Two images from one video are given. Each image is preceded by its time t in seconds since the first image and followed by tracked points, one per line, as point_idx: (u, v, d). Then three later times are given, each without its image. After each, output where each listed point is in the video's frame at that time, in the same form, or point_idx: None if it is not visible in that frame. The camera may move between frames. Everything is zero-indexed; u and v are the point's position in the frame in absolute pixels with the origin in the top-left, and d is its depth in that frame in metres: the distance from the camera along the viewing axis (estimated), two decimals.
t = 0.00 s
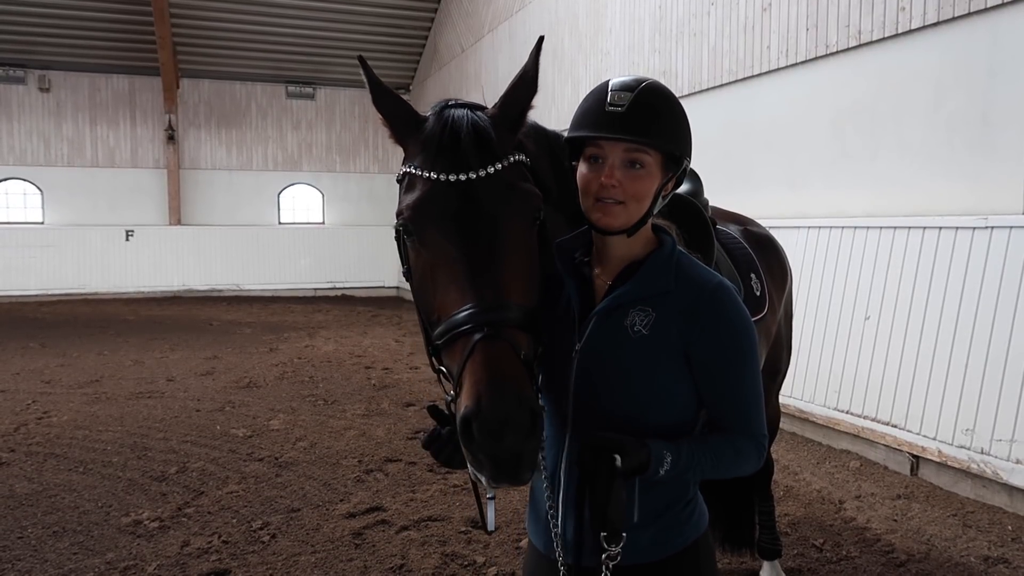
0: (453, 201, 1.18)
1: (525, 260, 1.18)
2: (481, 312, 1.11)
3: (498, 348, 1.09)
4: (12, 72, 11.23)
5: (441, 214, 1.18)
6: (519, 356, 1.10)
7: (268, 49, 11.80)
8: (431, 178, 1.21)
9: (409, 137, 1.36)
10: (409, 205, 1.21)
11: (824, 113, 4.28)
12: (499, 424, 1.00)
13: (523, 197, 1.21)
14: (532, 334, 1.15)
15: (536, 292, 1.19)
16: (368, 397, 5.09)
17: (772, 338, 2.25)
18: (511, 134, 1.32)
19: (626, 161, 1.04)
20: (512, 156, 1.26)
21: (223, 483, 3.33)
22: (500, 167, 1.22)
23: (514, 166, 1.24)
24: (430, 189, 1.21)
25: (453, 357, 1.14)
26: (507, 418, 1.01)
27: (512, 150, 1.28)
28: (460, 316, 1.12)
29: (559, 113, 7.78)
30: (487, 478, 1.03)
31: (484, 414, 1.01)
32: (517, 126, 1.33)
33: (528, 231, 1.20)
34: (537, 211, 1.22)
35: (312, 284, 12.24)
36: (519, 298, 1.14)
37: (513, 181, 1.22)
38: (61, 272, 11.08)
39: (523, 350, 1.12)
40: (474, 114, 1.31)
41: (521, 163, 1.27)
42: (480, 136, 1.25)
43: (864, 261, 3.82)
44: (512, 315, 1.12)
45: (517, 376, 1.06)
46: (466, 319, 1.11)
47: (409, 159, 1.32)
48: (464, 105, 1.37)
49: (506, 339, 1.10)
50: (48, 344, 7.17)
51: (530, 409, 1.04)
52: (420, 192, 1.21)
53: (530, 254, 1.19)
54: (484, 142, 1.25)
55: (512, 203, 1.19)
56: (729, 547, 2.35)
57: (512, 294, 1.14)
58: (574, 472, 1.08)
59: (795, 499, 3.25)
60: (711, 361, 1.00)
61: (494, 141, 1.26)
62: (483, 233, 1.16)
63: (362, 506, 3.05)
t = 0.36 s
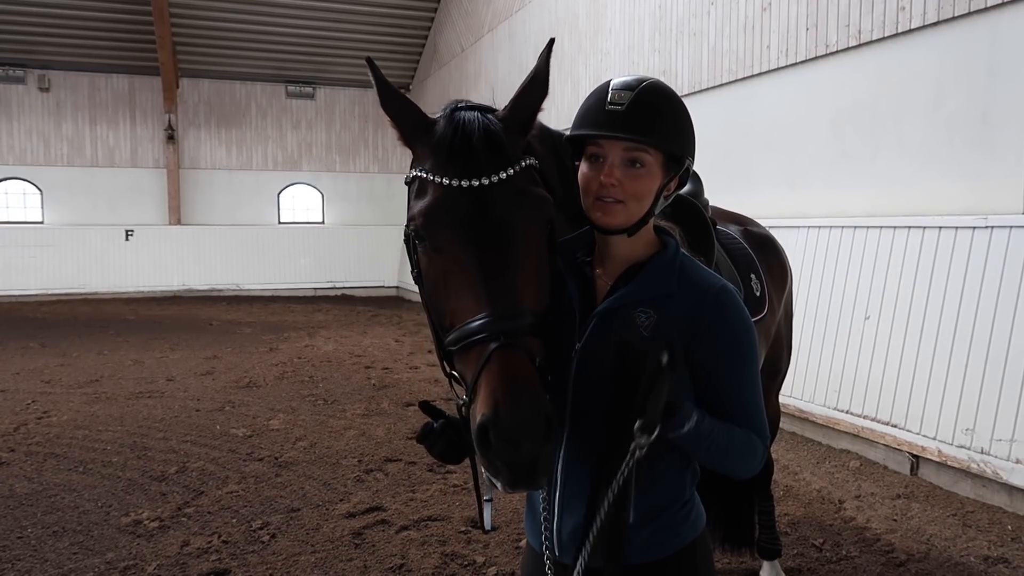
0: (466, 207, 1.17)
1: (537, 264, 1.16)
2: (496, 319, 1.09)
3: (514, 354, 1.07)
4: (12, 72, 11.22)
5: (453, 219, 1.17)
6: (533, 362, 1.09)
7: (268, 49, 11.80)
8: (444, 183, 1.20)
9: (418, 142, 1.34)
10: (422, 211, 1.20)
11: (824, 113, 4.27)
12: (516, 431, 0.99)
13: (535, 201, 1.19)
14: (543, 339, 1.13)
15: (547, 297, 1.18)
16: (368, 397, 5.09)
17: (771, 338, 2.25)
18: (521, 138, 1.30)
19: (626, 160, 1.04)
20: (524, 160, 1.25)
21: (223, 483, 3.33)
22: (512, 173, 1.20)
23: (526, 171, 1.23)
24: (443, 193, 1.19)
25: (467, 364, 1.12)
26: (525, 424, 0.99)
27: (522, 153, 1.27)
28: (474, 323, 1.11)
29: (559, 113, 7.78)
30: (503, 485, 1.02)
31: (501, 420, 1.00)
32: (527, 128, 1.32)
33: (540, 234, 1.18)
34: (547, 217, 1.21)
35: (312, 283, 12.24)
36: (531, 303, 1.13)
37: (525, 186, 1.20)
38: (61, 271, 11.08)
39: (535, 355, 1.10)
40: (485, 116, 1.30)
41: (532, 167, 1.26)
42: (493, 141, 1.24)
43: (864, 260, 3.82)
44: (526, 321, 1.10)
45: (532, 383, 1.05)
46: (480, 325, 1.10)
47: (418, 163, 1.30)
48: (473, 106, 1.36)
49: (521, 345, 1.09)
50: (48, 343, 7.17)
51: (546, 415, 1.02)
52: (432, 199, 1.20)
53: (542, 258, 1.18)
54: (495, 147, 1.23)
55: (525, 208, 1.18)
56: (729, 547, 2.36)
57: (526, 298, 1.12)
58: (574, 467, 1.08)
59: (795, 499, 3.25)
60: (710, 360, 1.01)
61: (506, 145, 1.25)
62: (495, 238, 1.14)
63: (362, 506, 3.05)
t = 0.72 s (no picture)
0: (484, 189, 1.14)
1: (553, 251, 1.15)
2: (516, 301, 1.07)
3: (536, 334, 1.05)
4: (11, 72, 11.22)
5: (470, 201, 1.14)
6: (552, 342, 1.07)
7: (268, 49, 11.80)
8: (462, 165, 1.17)
9: (430, 129, 1.32)
10: (439, 193, 1.17)
11: (824, 113, 4.27)
12: (543, 408, 0.96)
13: (552, 186, 1.17)
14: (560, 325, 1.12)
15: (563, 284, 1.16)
16: (367, 396, 5.09)
17: (771, 338, 2.25)
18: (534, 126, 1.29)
19: (632, 162, 1.05)
20: (539, 145, 1.24)
21: (222, 483, 3.33)
22: (529, 157, 1.18)
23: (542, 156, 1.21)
24: (461, 174, 1.17)
25: (488, 349, 1.10)
26: (551, 402, 0.97)
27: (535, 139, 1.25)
28: (493, 305, 1.08)
29: (558, 113, 7.77)
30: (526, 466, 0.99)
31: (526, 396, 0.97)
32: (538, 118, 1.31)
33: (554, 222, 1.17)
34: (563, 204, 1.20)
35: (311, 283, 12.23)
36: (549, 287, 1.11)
37: (542, 170, 1.18)
38: (61, 271, 11.08)
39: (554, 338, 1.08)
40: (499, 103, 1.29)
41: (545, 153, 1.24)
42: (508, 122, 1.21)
43: (863, 260, 3.82)
44: (547, 305, 1.08)
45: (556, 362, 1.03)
46: (499, 307, 1.08)
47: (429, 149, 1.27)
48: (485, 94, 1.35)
49: (543, 327, 1.07)
50: (48, 344, 7.17)
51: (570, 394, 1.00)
52: (450, 181, 1.17)
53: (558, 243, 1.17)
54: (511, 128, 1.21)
55: (543, 191, 1.16)
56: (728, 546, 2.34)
57: (543, 283, 1.10)
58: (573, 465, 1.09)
59: (794, 499, 3.25)
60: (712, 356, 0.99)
61: (522, 131, 1.24)
62: (515, 221, 1.12)
63: (362, 505, 3.05)
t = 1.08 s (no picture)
0: (496, 114, 1.20)
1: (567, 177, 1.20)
2: (537, 211, 1.11)
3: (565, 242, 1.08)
4: (10, 71, 11.21)
5: (487, 128, 1.20)
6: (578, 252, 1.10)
7: (267, 48, 11.79)
8: (473, 94, 1.23)
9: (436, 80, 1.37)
10: (455, 123, 1.23)
11: (823, 112, 4.27)
12: (578, 307, 0.97)
13: (561, 117, 1.25)
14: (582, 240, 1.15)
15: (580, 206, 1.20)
16: (367, 396, 5.10)
17: (770, 338, 2.26)
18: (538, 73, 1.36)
19: (671, 160, 1.08)
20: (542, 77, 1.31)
21: (221, 482, 3.33)
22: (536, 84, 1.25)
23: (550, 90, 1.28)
24: (476, 104, 1.22)
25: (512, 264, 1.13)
26: (585, 302, 0.98)
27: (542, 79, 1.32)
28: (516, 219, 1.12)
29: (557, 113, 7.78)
30: (563, 369, 0.97)
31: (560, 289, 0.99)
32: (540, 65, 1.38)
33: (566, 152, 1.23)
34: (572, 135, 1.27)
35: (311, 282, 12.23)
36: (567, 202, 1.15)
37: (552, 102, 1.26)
38: (60, 270, 11.08)
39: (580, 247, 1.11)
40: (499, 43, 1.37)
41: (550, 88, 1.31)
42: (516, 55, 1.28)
43: (862, 260, 3.83)
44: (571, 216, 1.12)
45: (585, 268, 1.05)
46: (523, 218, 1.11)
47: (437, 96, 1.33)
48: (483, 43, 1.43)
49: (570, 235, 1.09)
50: (46, 343, 7.16)
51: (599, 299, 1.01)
52: (463, 109, 1.23)
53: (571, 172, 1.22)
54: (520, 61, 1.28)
55: (550, 119, 1.23)
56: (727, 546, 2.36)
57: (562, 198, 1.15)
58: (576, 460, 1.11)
59: (793, 498, 3.25)
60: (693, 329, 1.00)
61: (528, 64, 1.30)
62: (528, 142, 1.18)
63: (361, 505, 3.05)
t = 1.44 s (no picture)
0: (501, 85, 1.40)
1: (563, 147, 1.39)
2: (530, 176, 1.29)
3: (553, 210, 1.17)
4: (5, 70, 11.18)
5: (494, 96, 1.39)
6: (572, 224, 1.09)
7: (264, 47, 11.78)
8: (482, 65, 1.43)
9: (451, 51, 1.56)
10: (463, 92, 1.42)
11: (819, 111, 4.28)
12: (558, 274, 1.00)
13: (563, 95, 1.44)
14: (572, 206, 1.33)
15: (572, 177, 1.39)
16: (364, 395, 5.10)
17: (766, 337, 2.26)
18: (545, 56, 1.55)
19: (694, 163, 1.09)
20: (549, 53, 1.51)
21: (218, 482, 3.33)
22: (543, 60, 1.45)
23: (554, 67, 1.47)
24: (487, 75, 1.42)
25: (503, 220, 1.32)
26: (565, 271, 1.01)
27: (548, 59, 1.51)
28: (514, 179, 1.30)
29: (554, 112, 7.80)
30: (532, 335, 1.00)
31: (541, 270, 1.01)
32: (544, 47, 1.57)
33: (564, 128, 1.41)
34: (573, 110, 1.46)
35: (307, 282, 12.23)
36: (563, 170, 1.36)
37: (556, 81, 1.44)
38: (56, 270, 11.05)
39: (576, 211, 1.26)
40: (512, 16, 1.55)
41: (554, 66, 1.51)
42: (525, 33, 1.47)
43: (859, 259, 3.82)
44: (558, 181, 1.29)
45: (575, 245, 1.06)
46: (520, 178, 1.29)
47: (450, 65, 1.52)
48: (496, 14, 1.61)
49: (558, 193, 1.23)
50: (42, 343, 7.15)
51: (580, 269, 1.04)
52: (472, 79, 1.43)
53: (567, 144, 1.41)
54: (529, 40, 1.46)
55: (554, 94, 1.42)
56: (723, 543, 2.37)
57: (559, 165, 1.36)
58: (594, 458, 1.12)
59: (789, 497, 3.25)
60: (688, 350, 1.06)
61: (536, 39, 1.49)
62: (529, 112, 1.37)
63: (357, 504, 3.06)
